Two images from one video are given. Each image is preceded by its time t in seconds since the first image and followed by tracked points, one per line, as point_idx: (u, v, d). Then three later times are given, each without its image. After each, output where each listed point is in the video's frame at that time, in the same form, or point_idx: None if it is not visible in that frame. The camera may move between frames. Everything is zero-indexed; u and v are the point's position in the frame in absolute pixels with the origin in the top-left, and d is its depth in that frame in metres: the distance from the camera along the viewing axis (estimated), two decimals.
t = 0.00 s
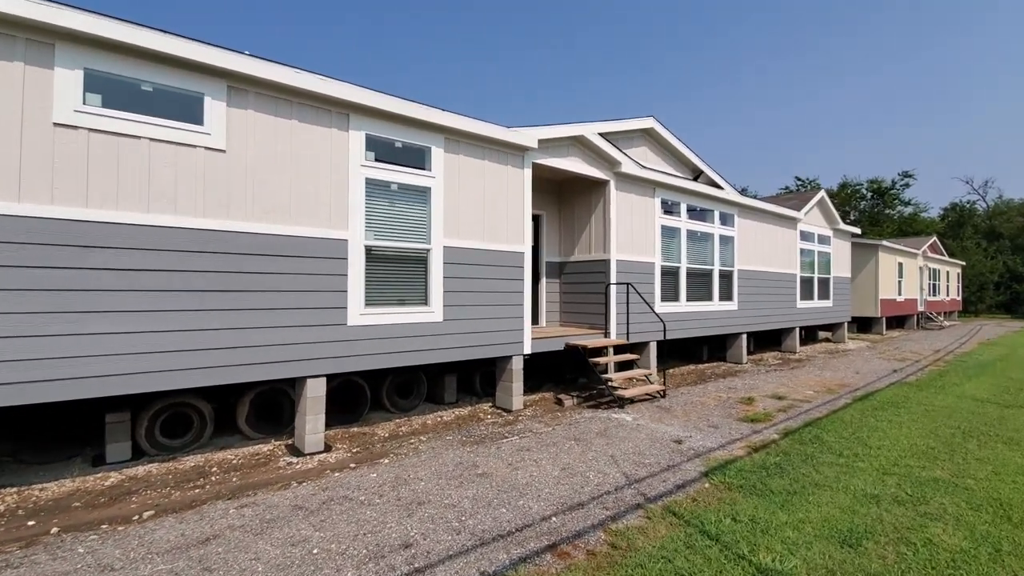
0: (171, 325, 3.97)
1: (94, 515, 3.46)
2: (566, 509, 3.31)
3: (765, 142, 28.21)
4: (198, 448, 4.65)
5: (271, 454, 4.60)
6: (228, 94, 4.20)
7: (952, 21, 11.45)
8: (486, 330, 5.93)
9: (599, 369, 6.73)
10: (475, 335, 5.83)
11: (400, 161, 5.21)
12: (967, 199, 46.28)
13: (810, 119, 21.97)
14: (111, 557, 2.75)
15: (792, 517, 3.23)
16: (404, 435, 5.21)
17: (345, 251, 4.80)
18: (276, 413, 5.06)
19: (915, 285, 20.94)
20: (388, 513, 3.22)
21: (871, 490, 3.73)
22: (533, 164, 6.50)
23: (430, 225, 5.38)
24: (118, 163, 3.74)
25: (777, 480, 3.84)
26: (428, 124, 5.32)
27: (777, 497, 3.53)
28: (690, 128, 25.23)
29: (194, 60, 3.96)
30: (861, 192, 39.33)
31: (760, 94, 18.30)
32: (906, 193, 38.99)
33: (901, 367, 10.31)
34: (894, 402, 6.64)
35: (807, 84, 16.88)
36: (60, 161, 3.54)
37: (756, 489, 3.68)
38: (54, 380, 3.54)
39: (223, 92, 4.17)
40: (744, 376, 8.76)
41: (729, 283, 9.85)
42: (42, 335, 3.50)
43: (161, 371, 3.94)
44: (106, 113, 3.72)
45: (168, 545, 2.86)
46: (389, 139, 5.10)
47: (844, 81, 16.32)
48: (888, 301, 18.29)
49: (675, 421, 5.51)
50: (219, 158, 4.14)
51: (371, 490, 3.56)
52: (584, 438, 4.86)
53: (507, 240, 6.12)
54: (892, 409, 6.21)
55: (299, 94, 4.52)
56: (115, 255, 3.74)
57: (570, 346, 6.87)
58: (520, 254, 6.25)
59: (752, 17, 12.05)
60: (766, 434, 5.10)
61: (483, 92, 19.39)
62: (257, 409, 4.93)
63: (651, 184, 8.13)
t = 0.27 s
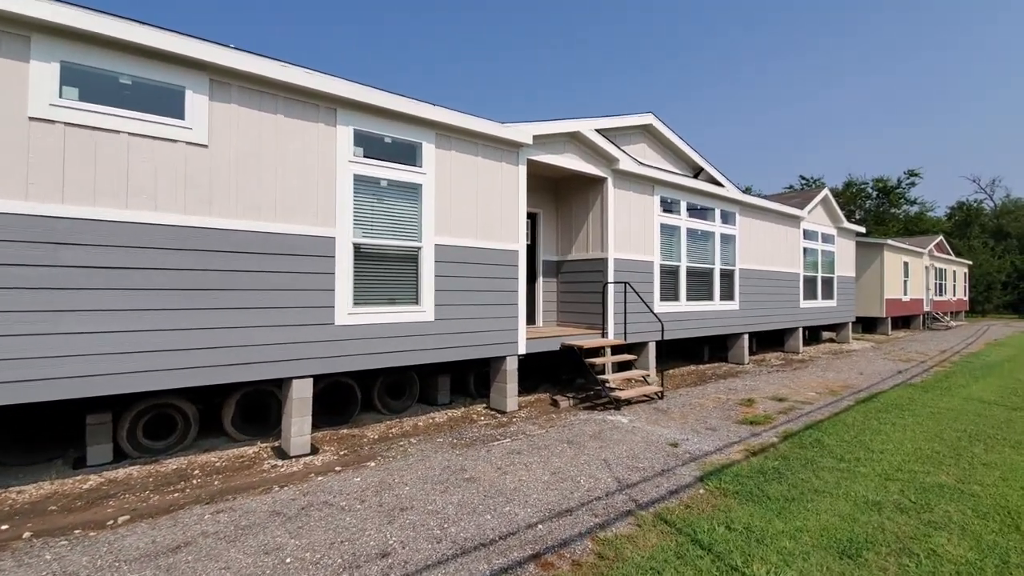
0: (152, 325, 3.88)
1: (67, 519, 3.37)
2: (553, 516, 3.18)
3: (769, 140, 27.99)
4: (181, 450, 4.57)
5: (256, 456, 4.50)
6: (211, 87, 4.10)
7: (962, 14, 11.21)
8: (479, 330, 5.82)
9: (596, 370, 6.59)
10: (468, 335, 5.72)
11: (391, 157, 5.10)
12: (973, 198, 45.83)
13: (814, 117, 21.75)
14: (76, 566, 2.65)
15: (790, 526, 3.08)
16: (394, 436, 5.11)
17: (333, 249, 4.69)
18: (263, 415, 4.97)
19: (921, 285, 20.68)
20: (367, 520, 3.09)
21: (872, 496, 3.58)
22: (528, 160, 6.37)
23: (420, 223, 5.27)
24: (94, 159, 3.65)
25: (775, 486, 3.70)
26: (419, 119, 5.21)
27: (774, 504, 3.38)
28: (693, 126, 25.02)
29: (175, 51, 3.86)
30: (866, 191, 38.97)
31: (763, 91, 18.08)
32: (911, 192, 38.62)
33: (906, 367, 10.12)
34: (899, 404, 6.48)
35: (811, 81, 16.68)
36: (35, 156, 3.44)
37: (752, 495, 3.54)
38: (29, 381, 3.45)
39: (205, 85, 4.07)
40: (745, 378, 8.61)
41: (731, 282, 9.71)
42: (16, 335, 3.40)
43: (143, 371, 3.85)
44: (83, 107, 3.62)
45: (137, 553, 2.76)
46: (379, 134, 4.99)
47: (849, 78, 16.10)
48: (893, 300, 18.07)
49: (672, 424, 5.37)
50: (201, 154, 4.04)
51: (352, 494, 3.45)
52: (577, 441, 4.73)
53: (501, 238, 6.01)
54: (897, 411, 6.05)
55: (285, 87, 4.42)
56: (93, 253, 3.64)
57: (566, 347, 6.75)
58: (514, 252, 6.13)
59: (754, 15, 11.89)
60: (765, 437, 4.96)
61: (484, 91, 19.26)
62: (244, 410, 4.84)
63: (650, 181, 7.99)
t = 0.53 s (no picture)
0: (132, 327, 3.79)
1: (41, 526, 3.28)
2: (538, 525, 3.07)
3: (772, 139, 27.76)
4: (165, 454, 4.48)
5: (241, 460, 4.41)
6: (193, 84, 4.01)
7: (967, 11, 11.03)
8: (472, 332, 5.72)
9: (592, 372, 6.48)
10: (460, 337, 5.61)
11: (380, 155, 5.00)
12: (980, 197, 45.39)
13: (818, 115, 21.54)
14: None
15: (785, 538, 2.95)
16: (384, 440, 5.01)
17: (320, 249, 4.59)
18: (250, 418, 4.88)
19: (927, 285, 20.44)
20: (346, 529, 2.99)
21: (872, 505, 3.45)
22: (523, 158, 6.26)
23: (411, 222, 5.17)
24: (71, 156, 3.56)
25: (771, 494, 3.57)
26: (409, 117, 5.11)
27: (770, 514, 3.25)
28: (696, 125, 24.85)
29: (155, 47, 3.78)
30: (871, 190, 38.61)
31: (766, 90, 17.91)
32: (917, 191, 38.26)
33: (911, 369, 9.95)
34: (902, 407, 6.33)
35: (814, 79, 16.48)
36: (9, 155, 3.35)
37: (747, 504, 3.41)
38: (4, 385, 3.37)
39: (187, 82, 3.98)
40: (746, 379, 8.47)
41: (731, 282, 9.57)
42: None
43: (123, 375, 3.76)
44: (60, 104, 3.53)
45: (105, 564, 2.67)
46: (368, 132, 4.90)
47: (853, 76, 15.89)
48: (899, 301, 17.86)
49: (668, 427, 5.25)
50: (183, 152, 3.95)
51: (333, 502, 3.34)
52: (570, 446, 4.61)
53: (495, 237, 5.91)
54: (900, 415, 5.90)
55: (270, 84, 4.33)
56: (69, 254, 3.54)
57: (562, 348, 6.63)
58: (508, 252, 6.02)
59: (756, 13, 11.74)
60: (764, 442, 4.83)
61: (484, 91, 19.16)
62: (231, 414, 4.75)
63: (648, 180, 7.86)
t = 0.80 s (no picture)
0: (108, 328, 3.69)
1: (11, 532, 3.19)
2: (520, 533, 2.96)
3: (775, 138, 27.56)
4: (146, 457, 4.39)
5: (224, 464, 4.32)
6: (172, 80, 3.92)
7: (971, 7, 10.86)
8: (463, 332, 5.61)
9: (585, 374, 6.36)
10: (451, 338, 5.51)
11: (366, 152, 4.90)
12: (986, 196, 45.00)
13: (820, 114, 21.38)
14: None
15: (776, 548, 2.83)
16: (371, 443, 4.91)
17: (304, 249, 4.50)
18: (234, 421, 4.79)
19: (932, 285, 20.23)
20: (321, 538, 2.89)
21: (869, 513, 3.33)
22: (515, 156, 6.16)
23: (399, 221, 5.07)
24: (45, 153, 3.46)
25: (763, 502, 3.45)
26: (397, 113, 5.01)
27: (761, 523, 3.13)
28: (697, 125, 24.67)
29: (131, 42, 3.69)
30: (875, 189, 38.26)
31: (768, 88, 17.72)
32: (922, 190, 37.94)
33: (914, 370, 9.80)
34: (903, 410, 6.19)
35: (816, 77, 16.32)
36: None
37: (738, 512, 3.29)
38: None
39: (165, 77, 3.89)
40: (744, 381, 8.34)
41: (731, 282, 9.43)
42: None
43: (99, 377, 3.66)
44: (33, 99, 3.44)
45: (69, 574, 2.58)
46: (354, 129, 4.80)
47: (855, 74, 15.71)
48: (902, 301, 17.66)
49: (662, 431, 5.13)
50: (161, 149, 3.86)
51: (310, 509, 3.24)
52: (560, 450, 4.50)
53: (486, 236, 5.80)
54: (901, 418, 5.76)
55: (251, 79, 4.24)
56: (42, 253, 3.45)
57: (555, 350, 6.52)
58: (500, 251, 5.92)
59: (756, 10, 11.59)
60: (759, 446, 4.70)
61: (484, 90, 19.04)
62: (215, 417, 4.65)
63: (644, 178, 7.74)
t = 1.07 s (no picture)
0: (82, 329, 3.60)
1: None
2: (497, 542, 2.86)
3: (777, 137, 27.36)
4: (125, 460, 4.31)
5: (203, 468, 4.24)
6: (147, 75, 3.83)
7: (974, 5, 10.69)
8: (452, 333, 5.51)
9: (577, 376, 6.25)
10: (439, 338, 5.42)
11: (351, 149, 4.80)
12: (990, 196, 44.63)
13: (822, 113, 21.19)
14: None
15: (763, 559, 2.72)
16: (355, 446, 4.82)
17: (285, 247, 4.40)
18: (216, 423, 4.70)
19: (935, 284, 20.03)
20: (291, 546, 2.79)
21: (862, 522, 3.21)
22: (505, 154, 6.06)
23: (384, 219, 4.97)
24: (15, 150, 3.38)
25: (752, 509, 3.33)
26: (381, 110, 4.92)
27: (749, 532, 3.02)
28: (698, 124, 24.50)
29: (104, 36, 3.60)
30: (879, 189, 37.92)
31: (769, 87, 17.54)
32: (926, 189, 37.62)
33: (915, 371, 9.64)
34: (902, 412, 6.06)
35: (817, 76, 16.15)
36: None
37: (726, 520, 3.18)
38: None
39: (141, 72, 3.80)
40: (742, 382, 8.21)
41: (728, 282, 9.30)
42: None
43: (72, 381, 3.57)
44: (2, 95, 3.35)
45: None
46: (337, 125, 4.71)
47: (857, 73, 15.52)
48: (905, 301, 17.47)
49: (653, 434, 5.01)
50: (137, 146, 3.78)
51: (283, 515, 3.15)
52: (546, 454, 4.39)
53: (475, 235, 5.70)
54: (899, 421, 5.62)
55: (229, 75, 4.15)
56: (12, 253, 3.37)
57: (547, 351, 6.41)
58: (489, 250, 5.82)
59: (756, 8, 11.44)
60: (752, 450, 4.58)
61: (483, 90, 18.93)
62: (195, 420, 4.57)
63: (639, 176, 7.62)
